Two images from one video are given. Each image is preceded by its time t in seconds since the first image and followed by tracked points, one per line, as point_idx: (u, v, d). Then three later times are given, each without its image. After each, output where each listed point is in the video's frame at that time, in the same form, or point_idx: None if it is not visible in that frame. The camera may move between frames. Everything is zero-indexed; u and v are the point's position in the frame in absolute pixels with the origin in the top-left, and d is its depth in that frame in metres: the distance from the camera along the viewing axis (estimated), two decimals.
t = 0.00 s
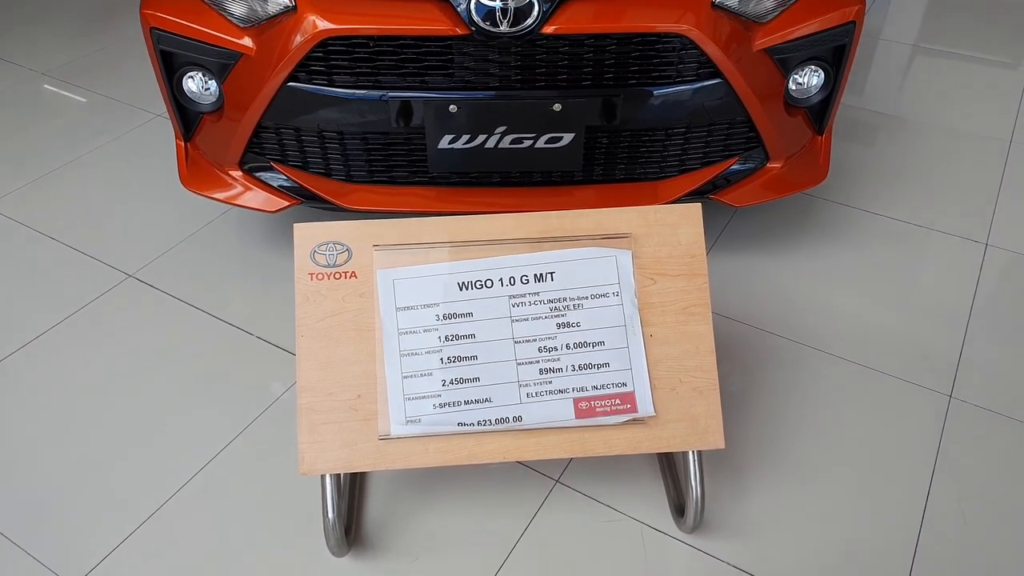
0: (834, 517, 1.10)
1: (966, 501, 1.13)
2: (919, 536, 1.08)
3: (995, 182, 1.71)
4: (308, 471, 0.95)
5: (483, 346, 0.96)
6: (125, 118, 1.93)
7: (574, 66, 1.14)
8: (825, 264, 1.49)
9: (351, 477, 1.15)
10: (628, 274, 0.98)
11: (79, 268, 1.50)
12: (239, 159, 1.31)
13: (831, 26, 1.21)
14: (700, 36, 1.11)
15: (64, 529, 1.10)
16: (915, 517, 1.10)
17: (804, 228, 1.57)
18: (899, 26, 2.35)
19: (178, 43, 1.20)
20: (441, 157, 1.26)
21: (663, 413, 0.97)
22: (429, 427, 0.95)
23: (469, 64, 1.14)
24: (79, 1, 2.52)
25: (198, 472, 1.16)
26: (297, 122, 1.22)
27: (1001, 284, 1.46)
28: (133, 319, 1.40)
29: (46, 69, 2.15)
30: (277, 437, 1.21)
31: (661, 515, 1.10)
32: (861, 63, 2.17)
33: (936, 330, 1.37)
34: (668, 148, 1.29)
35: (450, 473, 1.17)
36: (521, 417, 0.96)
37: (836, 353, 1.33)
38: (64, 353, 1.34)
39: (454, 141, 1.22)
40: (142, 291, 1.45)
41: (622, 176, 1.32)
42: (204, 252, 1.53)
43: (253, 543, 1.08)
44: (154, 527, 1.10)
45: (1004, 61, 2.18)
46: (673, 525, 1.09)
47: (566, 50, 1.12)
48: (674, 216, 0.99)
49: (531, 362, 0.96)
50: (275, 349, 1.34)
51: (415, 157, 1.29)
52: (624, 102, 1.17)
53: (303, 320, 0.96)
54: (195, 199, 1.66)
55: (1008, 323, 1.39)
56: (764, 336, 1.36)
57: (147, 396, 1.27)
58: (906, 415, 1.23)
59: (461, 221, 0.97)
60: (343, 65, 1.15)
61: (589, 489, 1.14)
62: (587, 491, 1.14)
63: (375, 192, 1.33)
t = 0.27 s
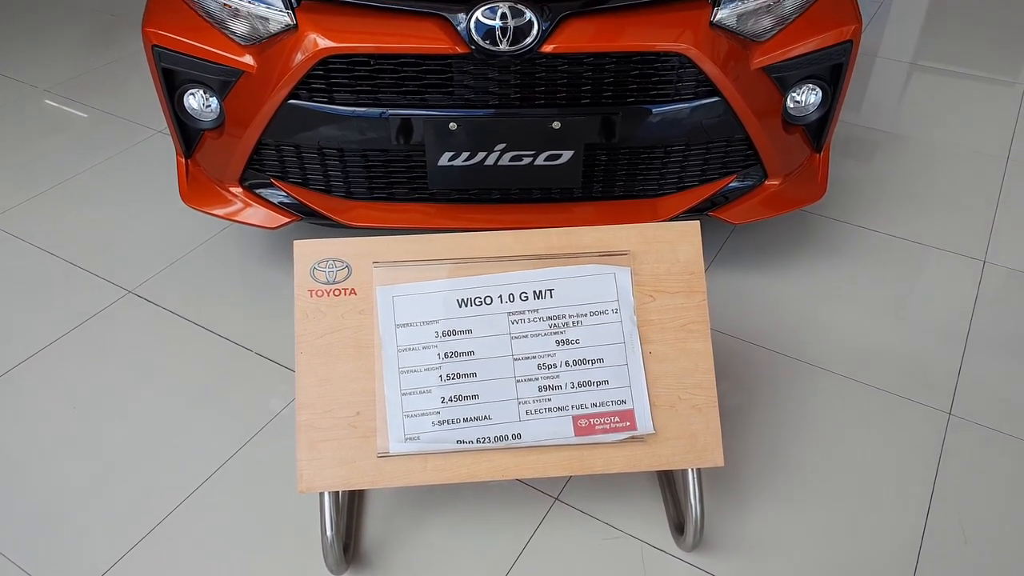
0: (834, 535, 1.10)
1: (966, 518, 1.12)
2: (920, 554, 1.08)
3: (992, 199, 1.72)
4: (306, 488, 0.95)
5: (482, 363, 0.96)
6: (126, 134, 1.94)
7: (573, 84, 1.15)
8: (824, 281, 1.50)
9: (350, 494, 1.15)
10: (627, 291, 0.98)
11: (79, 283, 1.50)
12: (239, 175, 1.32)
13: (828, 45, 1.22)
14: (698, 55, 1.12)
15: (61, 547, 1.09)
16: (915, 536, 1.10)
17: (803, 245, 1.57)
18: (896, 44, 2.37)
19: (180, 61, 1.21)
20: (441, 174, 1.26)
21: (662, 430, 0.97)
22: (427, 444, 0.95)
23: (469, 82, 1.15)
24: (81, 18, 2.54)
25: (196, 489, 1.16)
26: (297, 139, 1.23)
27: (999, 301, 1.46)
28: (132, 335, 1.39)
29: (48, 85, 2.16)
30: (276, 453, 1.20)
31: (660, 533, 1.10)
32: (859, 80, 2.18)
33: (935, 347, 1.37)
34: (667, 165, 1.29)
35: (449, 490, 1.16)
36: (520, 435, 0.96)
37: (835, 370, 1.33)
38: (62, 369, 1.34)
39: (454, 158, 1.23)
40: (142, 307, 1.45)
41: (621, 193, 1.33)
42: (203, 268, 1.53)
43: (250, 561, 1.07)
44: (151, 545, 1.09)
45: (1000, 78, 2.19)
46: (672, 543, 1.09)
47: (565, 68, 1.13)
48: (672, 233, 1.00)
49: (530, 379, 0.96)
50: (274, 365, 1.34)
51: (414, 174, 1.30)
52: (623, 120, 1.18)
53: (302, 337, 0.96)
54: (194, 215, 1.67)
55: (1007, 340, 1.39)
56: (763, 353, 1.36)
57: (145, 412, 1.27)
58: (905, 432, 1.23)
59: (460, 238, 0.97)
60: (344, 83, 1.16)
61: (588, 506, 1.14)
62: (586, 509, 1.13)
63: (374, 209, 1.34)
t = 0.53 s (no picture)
0: (835, 546, 1.09)
1: (968, 529, 1.12)
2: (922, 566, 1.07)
3: (992, 210, 1.72)
4: (306, 500, 0.94)
5: (481, 374, 0.96)
6: (128, 146, 1.94)
7: (572, 96, 1.16)
8: (824, 291, 1.50)
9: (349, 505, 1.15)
10: (626, 302, 0.98)
11: (80, 294, 1.50)
12: (240, 187, 1.32)
13: (826, 57, 1.22)
14: (697, 67, 1.13)
15: (60, 559, 1.09)
16: (917, 547, 1.09)
17: (803, 256, 1.58)
18: (895, 55, 2.37)
19: (181, 73, 1.21)
20: (441, 185, 1.27)
21: (662, 441, 0.97)
22: (427, 456, 0.95)
23: (469, 94, 1.15)
24: (84, 30, 2.55)
25: (197, 500, 1.15)
26: (298, 151, 1.23)
27: (999, 311, 1.46)
28: (133, 346, 1.39)
29: (50, 97, 2.17)
30: (276, 465, 1.20)
31: (661, 545, 1.10)
32: (858, 90, 2.18)
33: (935, 357, 1.37)
34: (666, 176, 1.30)
35: (448, 502, 1.16)
36: (519, 446, 0.95)
37: (836, 380, 1.33)
38: (62, 380, 1.34)
39: (453, 169, 1.23)
40: (142, 318, 1.45)
41: (620, 204, 1.33)
42: (204, 279, 1.53)
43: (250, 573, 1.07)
44: (150, 556, 1.09)
45: (999, 89, 2.20)
46: (673, 555, 1.08)
47: (564, 80, 1.14)
48: (672, 244, 1.00)
49: (529, 391, 0.96)
50: (274, 376, 1.34)
51: (414, 185, 1.30)
52: (622, 131, 1.19)
53: (302, 348, 0.96)
54: (195, 226, 1.67)
55: (1007, 350, 1.39)
56: (763, 364, 1.36)
57: (146, 423, 1.26)
58: (906, 443, 1.23)
59: (460, 249, 0.97)
60: (344, 95, 1.16)
61: (588, 518, 1.13)
62: (586, 520, 1.13)
63: (374, 220, 1.34)
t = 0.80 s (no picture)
0: (838, 562, 1.09)
1: (972, 545, 1.11)
2: None
3: (992, 224, 1.72)
4: (306, 515, 0.94)
5: (482, 390, 0.96)
6: (132, 161, 1.95)
7: (573, 112, 1.16)
8: (825, 305, 1.50)
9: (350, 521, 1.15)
10: (627, 317, 0.99)
11: (82, 309, 1.51)
12: (242, 203, 1.33)
13: (826, 73, 1.23)
14: (697, 83, 1.13)
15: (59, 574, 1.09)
16: (921, 563, 1.09)
17: (804, 270, 1.58)
18: (895, 71, 2.38)
19: (185, 90, 1.22)
20: (442, 201, 1.27)
21: (663, 457, 0.97)
22: (427, 471, 0.94)
23: (470, 110, 1.16)
24: (89, 47, 2.57)
25: (197, 515, 1.15)
26: (300, 166, 1.24)
27: (1000, 325, 1.46)
28: (135, 361, 1.40)
29: (55, 113, 2.18)
30: (277, 480, 1.20)
31: (662, 561, 1.09)
32: (858, 106, 2.19)
33: (937, 372, 1.37)
34: (666, 191, 1.30)
35: (450, 518, 1.16)
36: (520, 462, 0.95)
37: (838, 395, 1.33)
38: (64, 395, 1.34)
39: (455, 185, 1.24)
40: (144, 333, 1.45)
41: (621, 219, 1.34)
42: (206, 294, 1.54)
43: None
44: (150, 572, 1.08)
45: (998, 104, 2.21)
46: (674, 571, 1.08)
47: (565, 96, 1.14)
48: (672, 259, 1.00)
49: (530, 406, 0.96)
50: (275, 391, 1.34)
51: (416, 200, 1.31)
52: (622, 147, 1.19)
53: (303, 363, 0.96)
54: (198, 241, 1.68)
55: (1009, 365, 1.39)
56: (765, 378, 1.35)
57: (147, 438, 1.26)
58: (908, 458, 1.22)
59: (461, 264, 0.98)
60: (346, 111, 1.17)
61: (590, 534, 1.13)
62: (588, 536, 1.13)
63: (376, 235, 1.35)
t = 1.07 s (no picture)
0: None
1: (974, 558, 1.11)
2: None
3: (993, 237, 1.72)
4: (307, 528, 0.94)
5: (483, 402, 0.96)
6: (134, 174, 1.96)
7: (573, 125, 1.17)
8: (825, 317, 1.50)
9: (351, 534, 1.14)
10: (628, 329, 0.99)
11: (84, 322, 1.51)
12: (244, 216, 1.34)
13: (825, 86, 1.23)
14: (697, 96, 1.14)
15: None
16: None
17: (805, 283, 1.58)
18: (895, 83, 2.39)
19: (187, 104, 1.23)
20: (444, 213, 1.28)
21: (664, 470, 0.97)
22: (428, 484, 0.94)
23: (471, 123, 1.17)
24: (93, 61, 2.59)
25: (197, 528, 1.15)
26: (302, 180, 1.24)
27: (1002, 337, 1.46)
28: (136, 373, 1.40)
29: (59, 126, 2.19)
30: (277, 493, 1.20)
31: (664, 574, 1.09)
32: (858, 118, 2.20)
33: (938, 384, 1.37)
34: (667, 204, 1.31)
35: (451, 531, 1.16)
36: (521, 474, 0.95)
37: (839, 407, 1.32)
38: (65, 407, 1.34)
39: (456, 197, 1.24)
40: (146, 345, 1.45)
41: (621, 232, 1.34)
42: (208, 306, 1.54)
43: None
44: None
45: (998, 116, 2.21)
46: None
47: (565, 110, 1.15)
48: (672, 271, 1.00)
49: (531, 419, 0.96)
50: (275, 404, 1.34)
51: (417, 213, 1.31)
52: (622, 160, 1.20)
53: (303, 376, 0.96)
54: (200, 253, 1.68)
55: (1011, 377, 1.38)
56: (766, 390, 1.35)
57: (148, 450, 1.26)
58: (910, 471, 1.22)
59: (462, 277, 0.98)
60: (348, 125, 1.18)
61: (591, 547, 1.13)
62: (589, 549, 1.12)
63: (377, 248, 1.35)
